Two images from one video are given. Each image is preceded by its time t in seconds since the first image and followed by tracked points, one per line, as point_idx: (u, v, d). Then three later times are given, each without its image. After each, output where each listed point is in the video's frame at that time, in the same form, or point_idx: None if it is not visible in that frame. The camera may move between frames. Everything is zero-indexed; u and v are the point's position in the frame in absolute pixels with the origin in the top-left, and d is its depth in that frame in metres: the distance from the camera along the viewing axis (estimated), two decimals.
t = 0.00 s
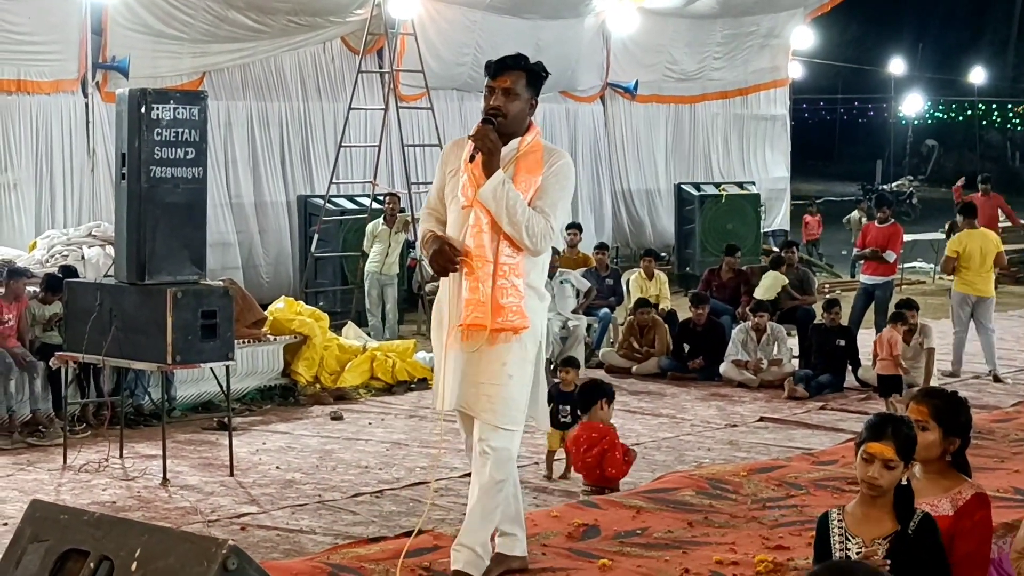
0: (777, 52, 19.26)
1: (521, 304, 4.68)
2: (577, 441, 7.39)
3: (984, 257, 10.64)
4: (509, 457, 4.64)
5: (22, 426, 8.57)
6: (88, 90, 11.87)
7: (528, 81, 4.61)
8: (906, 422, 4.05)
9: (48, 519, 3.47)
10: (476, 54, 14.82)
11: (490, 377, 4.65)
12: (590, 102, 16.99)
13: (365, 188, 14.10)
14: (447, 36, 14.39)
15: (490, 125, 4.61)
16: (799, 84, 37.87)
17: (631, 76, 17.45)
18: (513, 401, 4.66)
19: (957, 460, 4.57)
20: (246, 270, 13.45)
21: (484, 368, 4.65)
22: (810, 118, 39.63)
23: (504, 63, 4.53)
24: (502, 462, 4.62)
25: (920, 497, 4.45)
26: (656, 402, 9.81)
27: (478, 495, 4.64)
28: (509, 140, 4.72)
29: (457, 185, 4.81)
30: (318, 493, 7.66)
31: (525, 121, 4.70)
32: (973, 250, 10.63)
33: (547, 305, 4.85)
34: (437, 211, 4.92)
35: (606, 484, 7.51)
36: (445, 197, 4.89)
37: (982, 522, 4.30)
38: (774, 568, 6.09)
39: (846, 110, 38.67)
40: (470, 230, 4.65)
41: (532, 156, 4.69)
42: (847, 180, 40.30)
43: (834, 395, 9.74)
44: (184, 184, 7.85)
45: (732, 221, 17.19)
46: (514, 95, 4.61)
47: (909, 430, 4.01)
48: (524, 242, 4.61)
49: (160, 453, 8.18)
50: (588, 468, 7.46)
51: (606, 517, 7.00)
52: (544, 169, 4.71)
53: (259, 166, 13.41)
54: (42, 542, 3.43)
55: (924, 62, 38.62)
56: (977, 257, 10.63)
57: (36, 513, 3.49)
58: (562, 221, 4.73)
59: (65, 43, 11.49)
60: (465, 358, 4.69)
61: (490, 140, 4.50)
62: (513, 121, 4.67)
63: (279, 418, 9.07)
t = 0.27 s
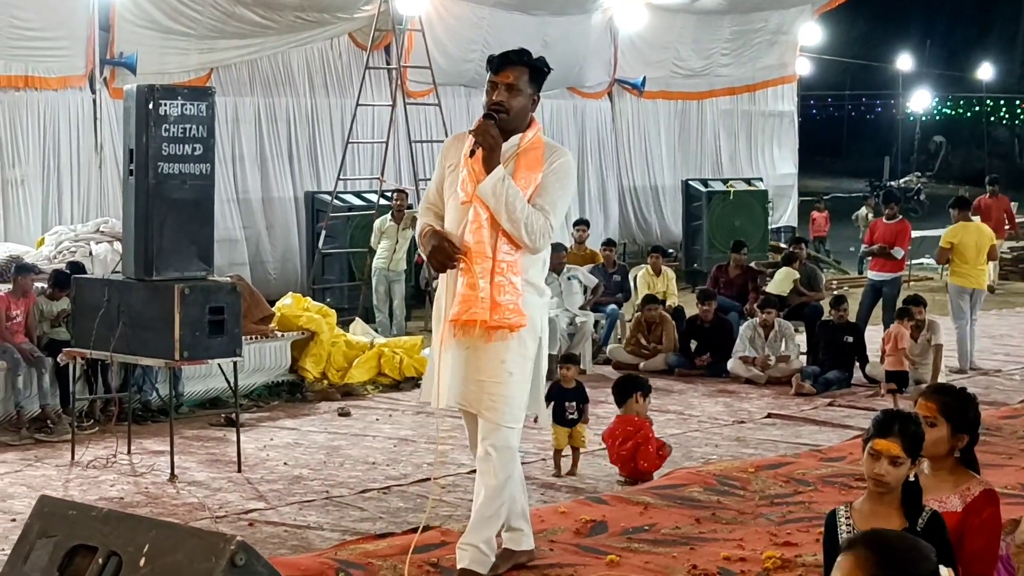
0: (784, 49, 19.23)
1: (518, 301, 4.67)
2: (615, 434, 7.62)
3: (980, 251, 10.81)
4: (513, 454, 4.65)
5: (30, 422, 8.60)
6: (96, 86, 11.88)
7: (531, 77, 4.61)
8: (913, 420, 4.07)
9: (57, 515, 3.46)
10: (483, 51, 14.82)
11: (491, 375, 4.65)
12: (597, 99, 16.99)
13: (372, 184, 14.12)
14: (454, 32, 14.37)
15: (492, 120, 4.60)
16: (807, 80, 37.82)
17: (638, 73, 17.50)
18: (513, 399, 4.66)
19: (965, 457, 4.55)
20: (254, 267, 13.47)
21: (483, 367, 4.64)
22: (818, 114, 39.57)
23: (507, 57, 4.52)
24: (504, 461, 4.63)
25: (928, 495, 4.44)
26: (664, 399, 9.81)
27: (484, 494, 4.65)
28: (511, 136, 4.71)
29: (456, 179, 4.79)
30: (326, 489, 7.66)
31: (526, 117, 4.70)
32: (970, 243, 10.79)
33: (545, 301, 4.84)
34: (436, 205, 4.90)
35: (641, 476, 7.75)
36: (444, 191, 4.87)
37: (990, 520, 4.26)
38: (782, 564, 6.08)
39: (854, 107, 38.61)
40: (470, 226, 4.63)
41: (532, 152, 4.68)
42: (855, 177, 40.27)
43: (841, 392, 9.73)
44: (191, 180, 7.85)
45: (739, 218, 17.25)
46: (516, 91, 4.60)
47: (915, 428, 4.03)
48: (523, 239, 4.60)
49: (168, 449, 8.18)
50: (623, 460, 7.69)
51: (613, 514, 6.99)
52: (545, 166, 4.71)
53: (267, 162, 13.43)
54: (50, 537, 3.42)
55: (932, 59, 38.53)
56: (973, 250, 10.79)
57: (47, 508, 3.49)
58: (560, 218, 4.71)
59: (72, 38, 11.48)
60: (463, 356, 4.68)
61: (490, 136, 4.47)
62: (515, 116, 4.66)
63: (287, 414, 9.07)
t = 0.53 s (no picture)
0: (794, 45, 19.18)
1: (519, 295, 4.60)
2: (650, 420, 7.72)
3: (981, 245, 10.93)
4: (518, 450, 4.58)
5: (40, 420, 8.59)
6: (105, 83, 11.93)
7: (533, 70, 4.59)
8: (921, 413, 4.02)
9: (67, 513, 3.45)
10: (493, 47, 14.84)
11: (490, 370, 4.59)
12: (606, 95, 17.01)
13: (382, 181, 14.15)
14: (464, 30, 14.41)
15: (492, 112, 4.58)
16: (816, 76, 37.76)
17: (647, 69, 17.43)
18: (513, 394, 4.59)
19: (974, 452, 4.53)
20: (263, 264, 13.52)
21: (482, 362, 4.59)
22: (828, 109, 39.50)
23: (509, 51, 4.54)
24: (504, 457, 4.56)
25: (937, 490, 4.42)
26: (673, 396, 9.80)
27: (491, 491, 4.59)
28: (514, 129, 4.67)
29: (459, 172, 4.76)
30: (335, 485, 7.66)
31: (530, 112, 4.67)
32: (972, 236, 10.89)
33: (549, 296, 4.77)
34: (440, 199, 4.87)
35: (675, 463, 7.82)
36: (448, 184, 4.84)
37: (1000, 515, 4.25)
38: (792, 560, 6.06)
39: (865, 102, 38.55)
40: (472, 219, 4.57)
41: (537, 146, 4.64)
42: (864, 173, 40.22)
43: (850, 388, 9.72)
44: (201, 178, 7.86)
45: (749, 214, 17.19)
46: (516, 84, 4.58)
47: (924, 422, 3.99)
48: (523, 232, 4.53)
49: (177, 447, 8.18)
50: (658, 446, 7.78)
51: (623, 510, 6.97)
52: (550, 161, 4.66)
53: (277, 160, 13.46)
54: (61, 535, 3.41)
55: (941, 55, 38.41)
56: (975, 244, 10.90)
57: (57, 507, 3.48)
58: (564, 212, 4.65)
59: (80, 36, 11.49)
60: (463, 351, 4.63)
61: (491, 127, 4.45)
62: (513, 110, 4.63)
63: (297, 411, 9.08)
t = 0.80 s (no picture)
0: (803, 41, 19.13)
1: (523, 292, 4.53)
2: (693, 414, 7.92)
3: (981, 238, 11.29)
4: (521, 448, 4.51)
5: (50, 417, 8.60)
6: (115, 81, 11.99)
7: (540, 65, 4.54)
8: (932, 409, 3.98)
9: (77, 510, 3.46)
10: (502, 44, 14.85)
11: (492, 368, 4.52)
12: (616, 92, 17.00)
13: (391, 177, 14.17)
14: (473, 26, 14.40)
15: (498, 107, 4.52)
16: (826, 72, 37.70)
17: (656, 65, 17.42)
18: (516, 393, 4.52)
19: (986, 447, 4.49)
20: (273, 261, 13.56)
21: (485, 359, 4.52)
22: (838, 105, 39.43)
23: (514, 46, 4.48)
24: (508, 457, 4.49)
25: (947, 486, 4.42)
26: (683, 392, 9.80)
27: (493, 490, 4.52)
28: (520, 124, 4.61)
29: (463, 167, 4.69)
30: (346, 482, 7.65)
31: (535, 107, 4.61)
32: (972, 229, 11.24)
33: (552, 293, 4.70)
34: (444, 194, 4.80)
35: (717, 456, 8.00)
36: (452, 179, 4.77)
37: (1011, 511, 4.30)
38: (803, 556, 6.03)
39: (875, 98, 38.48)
40: (476, 214, 4.51)
41: (543, 142, 4.57)
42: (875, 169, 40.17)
43: (860, 384, 9.71)
44: (211, 175, 7.84)
45: (759, 211, 17.14)
46: (521, 79, 4.53)
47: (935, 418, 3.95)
48: (529, 228, 4.45)
49: (188, 444, 8.18)
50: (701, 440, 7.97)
51: (633, 506, 6.95)
52: (556, 156, 4.59)
53: (287, 157, 13.48)
54: (72, 532, 3.42)
55: (952, 51, 38.28)
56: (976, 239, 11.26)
57: (67, 504, 3.48)
58: (570, 209, 4.57)
59: (90, 34, 11.53)
60: (466, 348, 4.56)
61: (496, 123, 4.39)
62: (519, 106, 4.57)
63: (307, 408, 9.08)
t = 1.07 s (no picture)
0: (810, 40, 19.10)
1: (527, 293, 4.51)
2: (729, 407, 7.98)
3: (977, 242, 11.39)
4: (525, 448, 4.48)
5: (58, 415, 8.58)
6: (123, 79, 12.01)
7: (542, 63, 4.50)
8: (942, 408, 3.98)
9: (85, 507, 3.44)
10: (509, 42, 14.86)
11: (494, 369, 4.50)
12: (624, 90, 16.97)
13: (399, 175, 14.20)
14: (480, 24, 14.43)
15: (502, 107, 4.50)
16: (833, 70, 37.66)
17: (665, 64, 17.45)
18: (518, 394, 4.50)
19: (992, 446, 4.48)
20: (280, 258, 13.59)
21: (487, 360, 4.50)
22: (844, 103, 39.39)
23: (516, 45, 4.43)
24: (510, 458, 4.47)
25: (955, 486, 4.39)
26: (690, 390, 9.81)
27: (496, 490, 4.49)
28: (524, 124, 4.60)
29: (467, 167, 4.67)
30: (353, 480, 7.65)
31: (539, 106, 4.60)
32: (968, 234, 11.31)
33: (555, 294, 4.69)
34: (447, 194, 4.78)
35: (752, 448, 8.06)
36: (456, 179, 4.75)
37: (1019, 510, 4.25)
38: (811, 554, 6.00)
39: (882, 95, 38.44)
40: (480, 215, 4.50)
41: (546, 141, 4.56)
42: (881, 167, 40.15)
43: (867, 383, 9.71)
44: (218, 173, 7.82)
45: (767, 208, 17.25)
46: (527, 79, 4.49)
47: (945, 416, 3.94)
48: (533, 229, 4.44)
49: (195, 442, 8.18)
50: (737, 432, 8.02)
51: (641, 504, 6.93)
52: (560, 155, 4.57)
53: (294, 155, 13.49)
54: (79, 530, 3.39)
55: (959, 49, 38.21)
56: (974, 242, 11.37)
57: (75, 502, 3.46)
58: (575, 209, 4.56)
59: (99, 32, 11.54)
60: (468, 349, 4.54)
61: (501, 122, 4.35)
62: (525, 105, 4.56)
63: (315, 406, 9.08)
